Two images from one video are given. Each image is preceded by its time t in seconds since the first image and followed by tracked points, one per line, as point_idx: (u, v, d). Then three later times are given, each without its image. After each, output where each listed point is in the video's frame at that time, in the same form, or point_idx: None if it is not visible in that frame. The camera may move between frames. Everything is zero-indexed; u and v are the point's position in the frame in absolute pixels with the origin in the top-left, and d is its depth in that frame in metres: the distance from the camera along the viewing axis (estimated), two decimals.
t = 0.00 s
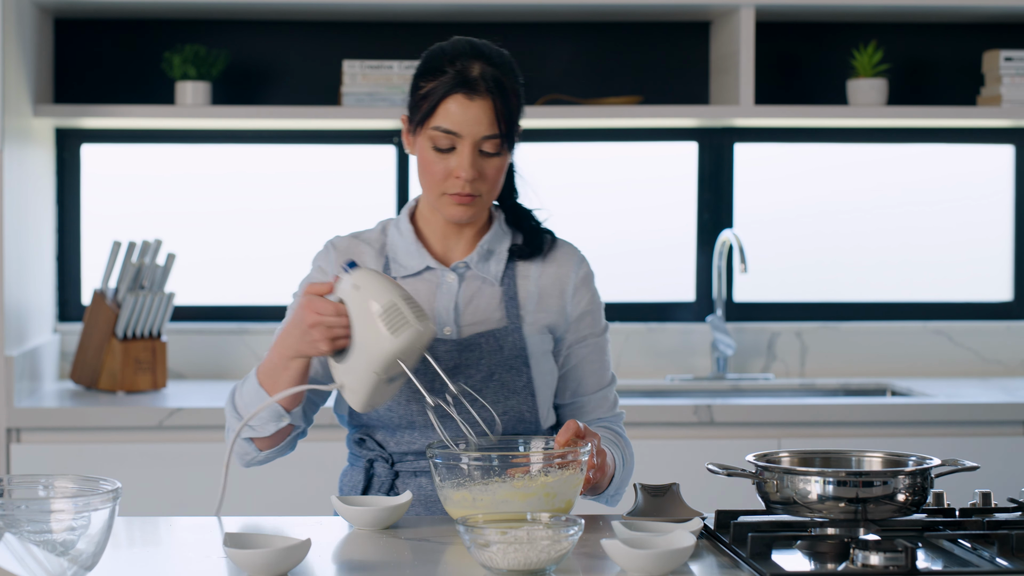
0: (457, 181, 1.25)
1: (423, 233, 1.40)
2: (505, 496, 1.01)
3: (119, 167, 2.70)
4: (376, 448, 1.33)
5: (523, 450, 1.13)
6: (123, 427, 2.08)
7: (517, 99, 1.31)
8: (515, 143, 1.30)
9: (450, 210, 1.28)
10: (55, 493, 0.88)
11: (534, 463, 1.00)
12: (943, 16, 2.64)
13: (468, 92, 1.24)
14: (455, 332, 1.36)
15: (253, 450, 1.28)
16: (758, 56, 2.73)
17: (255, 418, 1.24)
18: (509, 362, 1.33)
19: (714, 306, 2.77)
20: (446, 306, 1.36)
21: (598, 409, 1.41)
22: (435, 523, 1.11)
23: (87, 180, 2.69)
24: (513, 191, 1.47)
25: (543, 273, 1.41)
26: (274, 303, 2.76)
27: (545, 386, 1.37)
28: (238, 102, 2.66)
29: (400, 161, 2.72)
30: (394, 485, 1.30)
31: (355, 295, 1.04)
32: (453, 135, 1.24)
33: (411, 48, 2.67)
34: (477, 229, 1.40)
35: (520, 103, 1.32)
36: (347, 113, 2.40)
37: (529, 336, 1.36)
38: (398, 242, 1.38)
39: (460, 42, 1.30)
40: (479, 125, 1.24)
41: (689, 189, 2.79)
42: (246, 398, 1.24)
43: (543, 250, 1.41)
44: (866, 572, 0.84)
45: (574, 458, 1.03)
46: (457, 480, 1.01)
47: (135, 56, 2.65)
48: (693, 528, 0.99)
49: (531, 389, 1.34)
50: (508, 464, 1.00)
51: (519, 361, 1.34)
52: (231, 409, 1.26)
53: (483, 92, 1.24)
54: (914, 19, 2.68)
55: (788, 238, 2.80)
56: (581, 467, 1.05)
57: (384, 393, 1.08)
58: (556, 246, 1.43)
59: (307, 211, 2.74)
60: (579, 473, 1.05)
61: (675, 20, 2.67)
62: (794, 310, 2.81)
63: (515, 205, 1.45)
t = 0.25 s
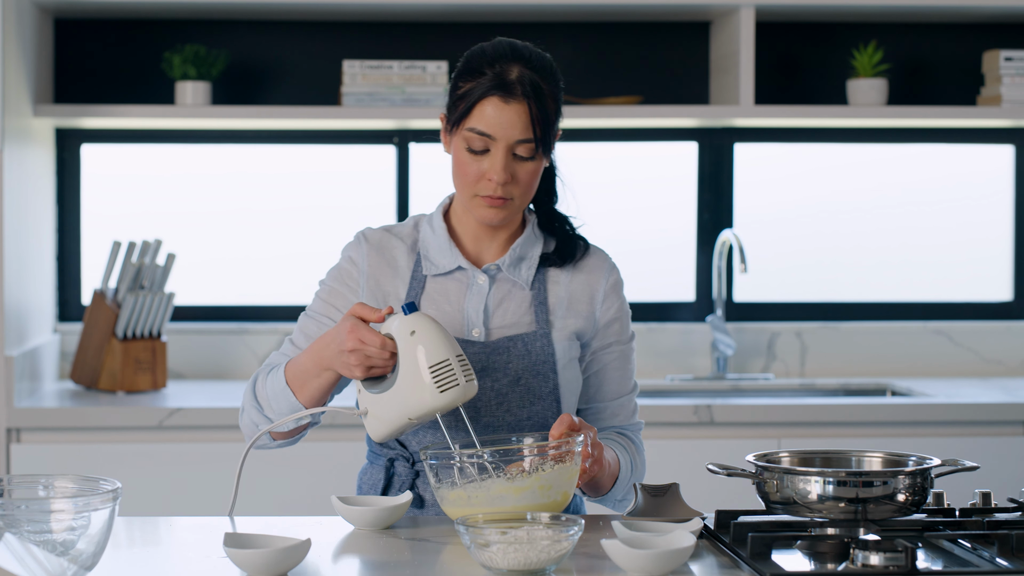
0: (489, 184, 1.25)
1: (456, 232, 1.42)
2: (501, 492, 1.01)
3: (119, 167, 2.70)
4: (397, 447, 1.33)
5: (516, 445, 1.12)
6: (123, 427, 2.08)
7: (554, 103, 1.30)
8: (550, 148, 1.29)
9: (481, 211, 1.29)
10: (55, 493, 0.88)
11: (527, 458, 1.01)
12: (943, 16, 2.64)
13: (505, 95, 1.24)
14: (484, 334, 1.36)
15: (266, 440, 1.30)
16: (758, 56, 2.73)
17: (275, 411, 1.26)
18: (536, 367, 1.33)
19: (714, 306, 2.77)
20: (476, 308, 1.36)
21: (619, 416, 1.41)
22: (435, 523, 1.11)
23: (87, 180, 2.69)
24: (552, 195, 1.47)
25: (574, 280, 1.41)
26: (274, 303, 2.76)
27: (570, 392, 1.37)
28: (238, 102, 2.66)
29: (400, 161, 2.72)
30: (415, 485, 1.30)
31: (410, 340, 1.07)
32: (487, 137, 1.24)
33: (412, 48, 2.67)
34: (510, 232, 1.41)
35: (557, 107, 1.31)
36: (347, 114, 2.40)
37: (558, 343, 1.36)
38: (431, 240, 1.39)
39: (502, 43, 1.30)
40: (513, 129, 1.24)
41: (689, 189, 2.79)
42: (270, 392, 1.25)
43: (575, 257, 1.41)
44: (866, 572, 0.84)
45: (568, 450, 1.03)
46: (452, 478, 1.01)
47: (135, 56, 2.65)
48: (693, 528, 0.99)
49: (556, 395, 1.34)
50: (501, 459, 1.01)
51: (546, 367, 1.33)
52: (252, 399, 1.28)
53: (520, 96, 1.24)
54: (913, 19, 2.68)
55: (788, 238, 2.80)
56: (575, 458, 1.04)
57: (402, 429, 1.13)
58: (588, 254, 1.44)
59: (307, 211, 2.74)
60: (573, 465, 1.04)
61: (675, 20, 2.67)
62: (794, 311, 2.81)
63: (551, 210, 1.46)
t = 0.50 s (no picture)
0: (502, 185, 1.25)
1: (470, 230, 1.42)
2: (496, 487, 1.00)
3: (120, 167, 2.70)
4: (405, 446, 1.33)
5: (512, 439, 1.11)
6: (123, 427, 2.08)
7: (569, 105, 1.30)
8: (565, 150, 1.29)
9: (494, 211, 1.29)
10: (55, 493, 0.88)
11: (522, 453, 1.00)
12: (943, 17, 2.64)
13: (521, 97, 1.23)
14: (494, 333, 1.36)
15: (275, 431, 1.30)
16: (758, 56, 2.73)
17: (286, 405, 1.26)
18: (545, 368, 1.34)
19: (714, 306, 2.77)
20: (487, 307, 1.36)
21: (628, 419, 1.40)
22: (436, 523, 1.11)
23: (87, 180, 2.69)
24: (568, 195, 1.47)
25: (586, 281, 1.40)
26: (274, 303, 2.76)
27: (579, 394, 1.37)
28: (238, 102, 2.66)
29: (400, 161, 2.72)
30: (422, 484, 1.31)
31: (432, 335, 1.07)
32: (502, 139, 1.24)
33: (412, 48, 2.67)
34: (524, 232, 1.40)
35: (572, 109, 1.31)
36: (347, 114, 2.40)
37: (568, 344, 1.36)
38: (445, 237, 1.39)
39: (519, 44, 1.29)
40: (528, 130, 1.23)
41: (689, 189, 2.79)
42: (282, 385, 1.26)
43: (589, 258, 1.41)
44: (866, 572, 0.84)
45: (563, 443, 1.02)
46: (448, 476, 1.02)
47: (135, 56, 2.65)
48: (693, 528, 0.99)
49: (565, 397, 1.34)
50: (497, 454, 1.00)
51: (555, 368, 1.34)
52: (263, 390, 1.28)
53: (535, 98, 1.23)
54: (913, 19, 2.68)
55: (788, 238, 2.80)
56: (570, 450, 1.04)
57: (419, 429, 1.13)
58: (602, 255, 1.43)
59: (306, 211, 2.74)
60: (569, 457, 1.04)
61: (675, 20, 2.67)
62: (794, 311, 2.81)
63: (566, 211, 1.45)
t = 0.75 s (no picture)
0: (508, 185, 1.26)
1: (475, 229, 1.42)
2: (496, 487, 1.00)
3: (120, 167, 2.70)
4: (408, 445, 1.33)
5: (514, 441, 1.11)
6: (123, 427, 2.08)
7: (575, 105, 1.30)
8: (571, 151, 1.29)
9: (500, 211, 1.29)
10: (55, 493, 0.88)
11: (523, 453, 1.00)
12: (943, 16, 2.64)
13: (527, 98, 1.23)
14: (498, 332, 1.36)
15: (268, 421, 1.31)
16: (758, 56, 2.73)
17: (278, 395, 1.26)
18: (548, 368, 1.33)
19: (714, 306, 2.77)
20: (490, 306, 1.36)
21: (632, 420, 1.40)
22: (436, 523, 1.11)
23: (87, 180, 2.69)
24: (574, 196, 1.47)
25: (590, 282, 1.40)
26: (275, 303, 2.76)
27: (582, 394, 1.37)
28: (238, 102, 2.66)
29: (400, 161, 2.72)
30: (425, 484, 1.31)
31: (429, 335, 1.06)
32: (507, 139, 1.24)
33: (412, 48, 2.67)
34: (529, 233, 1.40)
35: (577, 110, 1.31)
36: (348, 114, 2.40)
37: (572, 344, 1.36)
38: (448, 236, 1.39)
39: (525, 44, 1.29)
40: (534, 131, 1.23)
41: (689, 189, 2.79)
42: (274, 375, 1.26)
43: (594, 259, 1.41)
44: (865, 572, 0.85)
45: (564, 444, 1.02)
46: (447, 475, 1.02)
47: (135, 55, 2.65)
48: (693, 528, 0.99)
49: (568, 398, 1.34)
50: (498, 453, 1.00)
51: (558, 368, 1.34)
52: (257, 380, 1.29)
53: (541, 99, 1.23)
54: (913, 19, 2.68)
55: (788, 238, 2.80)
56: (571, 451, 1.04)
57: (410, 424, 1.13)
58: (607, 256, 1.43)
59: (306, 211, 2.74)
60: (570, 459, 1.04)
61: (674, 20, 2.67)
62: (794, 311, 2.81)
63: (571, 211, 1.46)
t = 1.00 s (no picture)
0: (505, 186, 1.26)
1: (473, 229, 1.42)
2: (496, 489, 1.00)
3: (120, 167, 2.70)
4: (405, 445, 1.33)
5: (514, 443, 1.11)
6: (123, 427, 2.08)
7: (572, 105, 1.30)
8: (568, 151, 1.29)
9: (497, 212, 1.29)
10: (55, 493, 0.88)
11: (523, 455, 1.00)
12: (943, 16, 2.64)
13: (524, 98, 1.23)
14: (496, 332, 1.36)
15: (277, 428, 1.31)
16: (758, 56, 2.73)
17: (286, 401, 1.26)
18: (546, 368, 1.34)
19: (714, 306, 2.77)
20: (488, 306, 1.36)
21: (629, 420, 1.40)
22: (435, 523, 1.11)
23: (87, 180, 2.69)
24: (572, 195, 1.47)
25: (588, 282, 1.40)
26: (275, 303, 2.76)
27: (580, 394, 1.37)
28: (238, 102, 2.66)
29: (400, 161, 2.72)
30: (422, 483, 1.31)
31: (439, 334, 1.06)
32: (505, 139, 1.24)
33: (412, 48, 2.67)
34: (526, 233, 1.40)
35: (575, 110, 1.31)
36: (348, 114, 2.41)
37: (570, 344, 1.36)
38: (447, 236, 1.39)
39: (523, 44, 1.29)
40: (531, 132, 1.23)
41: (689, 189, 2.79)
42: (282, 381, 1.26)
43: (592, 258, 1.41)
44: (865, 572, 0.85)
45: (563, 445, 1.02)
46: (446, 476, 1.02)
47: (135, 55, 2.65)
48: (693, 528, 0.99)
49: (566, 398, 1.34)
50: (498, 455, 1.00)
51: (556, 368, 1.34)
52: (264, 387, 1.29)
53: (538, 99, 1.23)
54: (913, 19, 2.68)
55: (788, 238, 2.80)
56: (571, 452, 1.04)
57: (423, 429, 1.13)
58: (605, 256, 1.43)
59: (306, 211, 2.74)
60: (570, 459, 1.04)
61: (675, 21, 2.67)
62: (794, 311, 2.81)
63: (569, 211, 1.45)
